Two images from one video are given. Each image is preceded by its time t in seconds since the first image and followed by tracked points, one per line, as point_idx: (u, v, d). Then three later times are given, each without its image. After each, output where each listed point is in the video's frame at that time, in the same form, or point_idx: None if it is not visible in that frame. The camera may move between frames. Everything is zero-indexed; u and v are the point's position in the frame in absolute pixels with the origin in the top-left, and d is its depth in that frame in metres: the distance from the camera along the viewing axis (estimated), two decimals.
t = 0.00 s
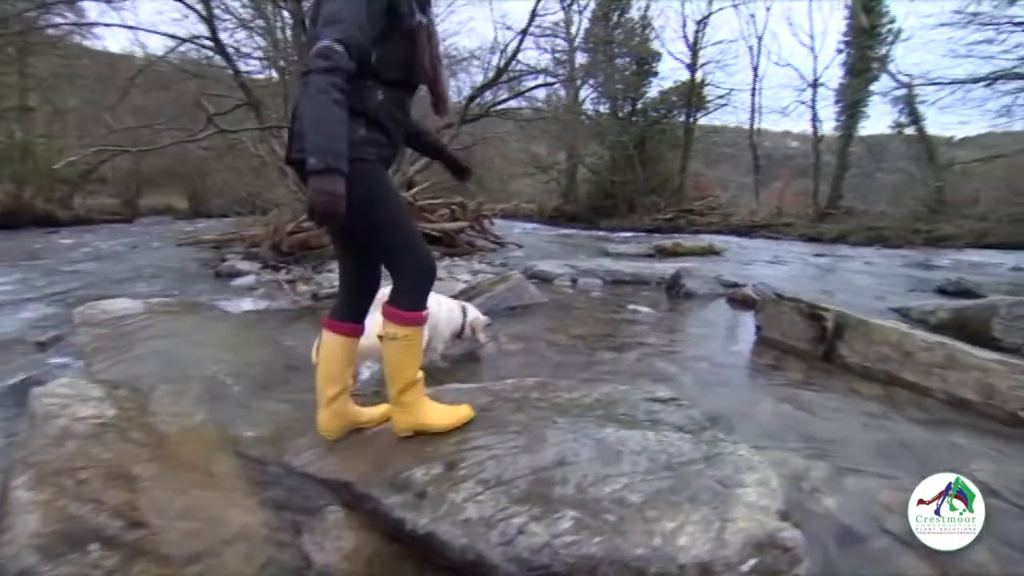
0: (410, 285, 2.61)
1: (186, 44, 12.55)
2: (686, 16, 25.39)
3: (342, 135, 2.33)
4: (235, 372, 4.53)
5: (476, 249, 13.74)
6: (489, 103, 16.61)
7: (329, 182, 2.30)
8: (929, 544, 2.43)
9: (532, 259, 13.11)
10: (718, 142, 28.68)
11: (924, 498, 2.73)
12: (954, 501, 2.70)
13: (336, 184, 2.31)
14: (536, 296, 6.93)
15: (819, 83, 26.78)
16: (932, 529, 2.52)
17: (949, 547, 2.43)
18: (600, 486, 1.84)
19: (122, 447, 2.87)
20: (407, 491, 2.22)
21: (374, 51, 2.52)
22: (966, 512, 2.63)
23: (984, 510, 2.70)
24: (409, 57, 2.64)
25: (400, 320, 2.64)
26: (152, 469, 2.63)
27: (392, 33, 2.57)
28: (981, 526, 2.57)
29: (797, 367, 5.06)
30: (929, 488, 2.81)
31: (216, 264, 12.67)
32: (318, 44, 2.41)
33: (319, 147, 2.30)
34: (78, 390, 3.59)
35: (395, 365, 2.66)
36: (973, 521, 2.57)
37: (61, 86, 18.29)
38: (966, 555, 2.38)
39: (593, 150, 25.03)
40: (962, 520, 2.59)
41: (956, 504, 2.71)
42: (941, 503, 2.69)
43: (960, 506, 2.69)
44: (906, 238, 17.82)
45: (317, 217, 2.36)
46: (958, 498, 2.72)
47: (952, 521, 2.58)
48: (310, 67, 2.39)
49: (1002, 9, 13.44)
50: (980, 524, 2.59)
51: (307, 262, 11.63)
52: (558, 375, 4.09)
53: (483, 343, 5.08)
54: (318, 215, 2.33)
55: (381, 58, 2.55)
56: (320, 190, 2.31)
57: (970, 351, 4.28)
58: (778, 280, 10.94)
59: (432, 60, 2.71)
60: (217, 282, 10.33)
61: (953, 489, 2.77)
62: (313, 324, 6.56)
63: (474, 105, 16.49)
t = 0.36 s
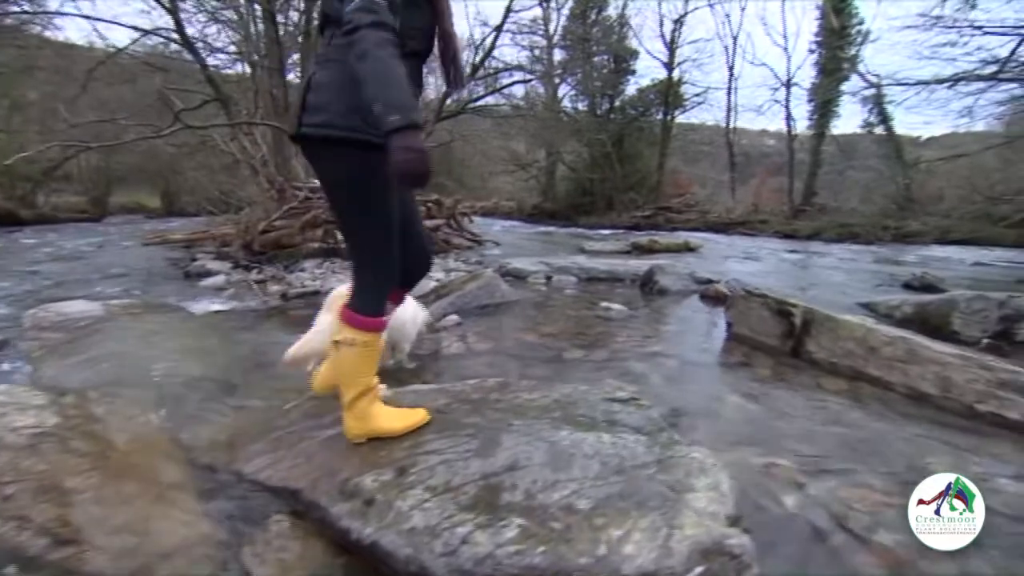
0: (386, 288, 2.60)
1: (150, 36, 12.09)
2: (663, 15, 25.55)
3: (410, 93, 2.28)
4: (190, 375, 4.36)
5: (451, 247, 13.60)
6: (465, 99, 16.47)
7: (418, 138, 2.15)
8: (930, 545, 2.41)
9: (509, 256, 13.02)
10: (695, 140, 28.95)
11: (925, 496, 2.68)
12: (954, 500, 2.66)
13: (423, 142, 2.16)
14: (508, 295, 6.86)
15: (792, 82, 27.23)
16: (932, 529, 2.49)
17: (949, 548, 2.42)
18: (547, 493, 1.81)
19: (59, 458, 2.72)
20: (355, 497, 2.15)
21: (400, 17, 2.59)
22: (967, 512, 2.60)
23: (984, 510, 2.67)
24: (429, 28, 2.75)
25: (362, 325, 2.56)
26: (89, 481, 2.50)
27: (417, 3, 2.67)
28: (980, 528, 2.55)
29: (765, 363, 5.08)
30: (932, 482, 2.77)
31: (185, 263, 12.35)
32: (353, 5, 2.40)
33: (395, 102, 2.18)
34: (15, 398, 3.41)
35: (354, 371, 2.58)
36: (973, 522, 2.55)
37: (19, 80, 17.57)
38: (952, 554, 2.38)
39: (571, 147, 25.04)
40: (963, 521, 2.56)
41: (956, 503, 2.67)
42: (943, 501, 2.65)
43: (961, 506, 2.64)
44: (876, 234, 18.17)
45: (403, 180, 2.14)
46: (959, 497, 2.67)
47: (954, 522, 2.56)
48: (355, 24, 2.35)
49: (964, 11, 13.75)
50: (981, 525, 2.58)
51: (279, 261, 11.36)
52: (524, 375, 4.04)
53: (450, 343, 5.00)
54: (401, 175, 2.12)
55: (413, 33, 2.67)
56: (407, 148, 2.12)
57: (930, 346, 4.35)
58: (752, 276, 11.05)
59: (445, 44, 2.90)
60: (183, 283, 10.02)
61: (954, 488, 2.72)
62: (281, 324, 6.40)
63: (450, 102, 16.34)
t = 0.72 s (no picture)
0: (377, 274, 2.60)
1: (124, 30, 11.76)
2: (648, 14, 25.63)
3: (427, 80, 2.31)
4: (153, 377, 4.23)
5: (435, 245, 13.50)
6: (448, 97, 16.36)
7: (440, 126, 2.20)
8: (931, 545, 2.39)
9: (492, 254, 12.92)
10: (681, 138, 29.06)
11: (926, 496, 2.67)
12: (955, 500, 2.65)
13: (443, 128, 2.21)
14: (488, 293, 6.80)
15: (776, 81, 27.47)
16: (933, 529, 2.48)
17: (951, 547, 2.41)
18: (502, 499, 1.78)
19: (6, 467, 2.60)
20: (309, 503, 2.07)
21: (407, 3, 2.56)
22: (967, 512, 2.59)
23: (983, 509, 2.67)
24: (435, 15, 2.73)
25: (340, 314, 2.57)
26: (36, 491, 2.39)
27: None
28: (981, 528, 2.54)
29: (743, 360, 5.07)
30: (934, 484, 2.77)
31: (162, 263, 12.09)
32: None
33: (413, 91, 2.20)
34: None
35: (323, 362, 2.57)
36: (973, 522, 2.54)
37: None
38: (952, 553, 2.36)
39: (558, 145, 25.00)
40: (963, 521, 2.55)
41: (956, 504, 2.65)
42: (945, 501, 2.64)
43: (962, 506, 2.63)
44: (858, 232, 18.38)
45: (425, 167, 2.22)
46: (960, 498, 2.66)
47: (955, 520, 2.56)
48: (368, 11, 2.30)
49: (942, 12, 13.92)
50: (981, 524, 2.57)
51: (260, 261, 11.17)
52: (496, 375, 3.99)
53: (425, 343, 4.92)
54: (427, 165, 2.18)
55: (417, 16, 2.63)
56: (431, 136, 2.18)
57: (903, 342, 4.38)
58: (735, 274, 11.08)
59: (448, 25, 2.85)
60: (160, 283, 9.80)
61: (955, 488, 2.71)
62: (256, 325, 6.26)
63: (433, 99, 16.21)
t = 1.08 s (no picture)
0: (414, 239, 2.66)
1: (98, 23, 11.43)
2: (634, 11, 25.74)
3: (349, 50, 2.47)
4: (118, 375, 4.11)
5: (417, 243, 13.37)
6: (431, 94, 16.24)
7: (336, 92, 2.39)
8: (931, 545, 2.36)
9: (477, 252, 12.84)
10: (669, 135, 29.12)
11: (925, 496, 2.62)
12: (953, 500, 2.58)
13: (342, 96, 2.41)
14: (469, 290, 6.73)
15: (762, 79, 27.64)
16: (932, 529, 2.44)
17: (951, 547, 2.37)
18: (455, 499, 1.73)
19: None
20: (262, 505, 2.01)
21: None
22: (966, 512, 2.53)
23: (985, 509, 2.59)
24: None
25: (403, 280, 2.70)
26: None
27: None
28: (981, 528, 2.48)
29: (723, 357, 5.05)
30: (933, 484, 2.69)
31: (141, 263, 11.84)
32: None
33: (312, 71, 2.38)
34: None
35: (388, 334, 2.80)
36: (972, 522, 2.48)
37: None
38: (952, 553, 2.32)
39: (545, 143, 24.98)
40: (962, 521, 2.49)
41: (956, 503, 2.59)
42: (942, 503, 2.58)
43: (960, 507, 2.56)
44: (843, 229, 18.55)
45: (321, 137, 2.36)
46: (958, 498, 2.59)
47: (954, 519, 2.52)
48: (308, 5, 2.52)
49: (922, 11, 14.08)
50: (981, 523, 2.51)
51: (242, 260, 10.98)
52: (470, 372, 3.94)
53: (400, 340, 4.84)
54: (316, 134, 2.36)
55: None
56: (323, 101, 2.40)
57: (879, 336, 4.36)
58: (720, 270, 11.09)
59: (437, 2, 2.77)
60: (136, 282, 9.60)
61: (954, 487, 2.65)
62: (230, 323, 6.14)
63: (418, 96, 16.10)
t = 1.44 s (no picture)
0: (412, 236, 2.52)
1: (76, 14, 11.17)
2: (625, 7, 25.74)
3: (338, 29, 2.29)
4: (86, 371, 4.00)
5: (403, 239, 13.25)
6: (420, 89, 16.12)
7: (321, 77, 2.21)
8: (931, 545, 2.30)
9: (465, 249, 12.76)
10: (661, 131, 29.12)
11: (925, 496, 2.58)
12: (954, 500, 2.54)
13: (329, 81, 2.23)
14: (453, 286, 6.67)
15: (751, 76, 27.75)
16: (932, 530, 2.38)
17: (949, 546, 2.32)
18: (412, 495, 1.71)
19: None
20: (221, 503, 1.94)
21: None
22: (966, 512, 2.46)
23: (985, 509, 2.53)
24: None
25: (398, 279, 2.54)
26: None
27: None
28: (982, 528, 2.42)
29: (705, 351, 5.03)
30: (934, 482, 2.69)
31: (123, 260, 11.64)
32: None
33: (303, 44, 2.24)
34: None
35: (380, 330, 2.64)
36: (973, 523, 2.41)
37: None
38: (950, 552, 2.27)
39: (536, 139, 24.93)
40: (962, 522, 2.43)
41: (956, 504, 2.54)
42: (941, 501, 2.54)
43: (960, 506, 2.52)
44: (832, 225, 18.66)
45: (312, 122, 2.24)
46: (959, 497, 2.55)
47: (953, 518, 2.45)
48: None
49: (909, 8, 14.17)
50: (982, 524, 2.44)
51: (227, 257, 10.83)
52: (448, 368, 3.88)
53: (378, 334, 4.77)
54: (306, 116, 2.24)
55: None
56: (308, 87, 2.22)
57: (861, 329, 4.34)
58: (708, 266, 11.10)
59: None
60: (117, 280, 9.42)
61: (954, 487, 2.62)
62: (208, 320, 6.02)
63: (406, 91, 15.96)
